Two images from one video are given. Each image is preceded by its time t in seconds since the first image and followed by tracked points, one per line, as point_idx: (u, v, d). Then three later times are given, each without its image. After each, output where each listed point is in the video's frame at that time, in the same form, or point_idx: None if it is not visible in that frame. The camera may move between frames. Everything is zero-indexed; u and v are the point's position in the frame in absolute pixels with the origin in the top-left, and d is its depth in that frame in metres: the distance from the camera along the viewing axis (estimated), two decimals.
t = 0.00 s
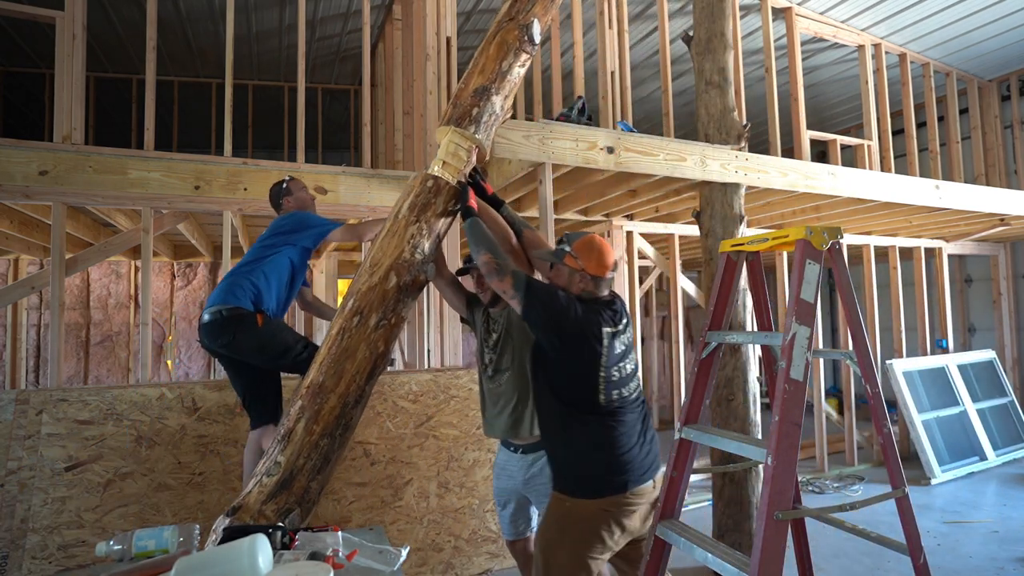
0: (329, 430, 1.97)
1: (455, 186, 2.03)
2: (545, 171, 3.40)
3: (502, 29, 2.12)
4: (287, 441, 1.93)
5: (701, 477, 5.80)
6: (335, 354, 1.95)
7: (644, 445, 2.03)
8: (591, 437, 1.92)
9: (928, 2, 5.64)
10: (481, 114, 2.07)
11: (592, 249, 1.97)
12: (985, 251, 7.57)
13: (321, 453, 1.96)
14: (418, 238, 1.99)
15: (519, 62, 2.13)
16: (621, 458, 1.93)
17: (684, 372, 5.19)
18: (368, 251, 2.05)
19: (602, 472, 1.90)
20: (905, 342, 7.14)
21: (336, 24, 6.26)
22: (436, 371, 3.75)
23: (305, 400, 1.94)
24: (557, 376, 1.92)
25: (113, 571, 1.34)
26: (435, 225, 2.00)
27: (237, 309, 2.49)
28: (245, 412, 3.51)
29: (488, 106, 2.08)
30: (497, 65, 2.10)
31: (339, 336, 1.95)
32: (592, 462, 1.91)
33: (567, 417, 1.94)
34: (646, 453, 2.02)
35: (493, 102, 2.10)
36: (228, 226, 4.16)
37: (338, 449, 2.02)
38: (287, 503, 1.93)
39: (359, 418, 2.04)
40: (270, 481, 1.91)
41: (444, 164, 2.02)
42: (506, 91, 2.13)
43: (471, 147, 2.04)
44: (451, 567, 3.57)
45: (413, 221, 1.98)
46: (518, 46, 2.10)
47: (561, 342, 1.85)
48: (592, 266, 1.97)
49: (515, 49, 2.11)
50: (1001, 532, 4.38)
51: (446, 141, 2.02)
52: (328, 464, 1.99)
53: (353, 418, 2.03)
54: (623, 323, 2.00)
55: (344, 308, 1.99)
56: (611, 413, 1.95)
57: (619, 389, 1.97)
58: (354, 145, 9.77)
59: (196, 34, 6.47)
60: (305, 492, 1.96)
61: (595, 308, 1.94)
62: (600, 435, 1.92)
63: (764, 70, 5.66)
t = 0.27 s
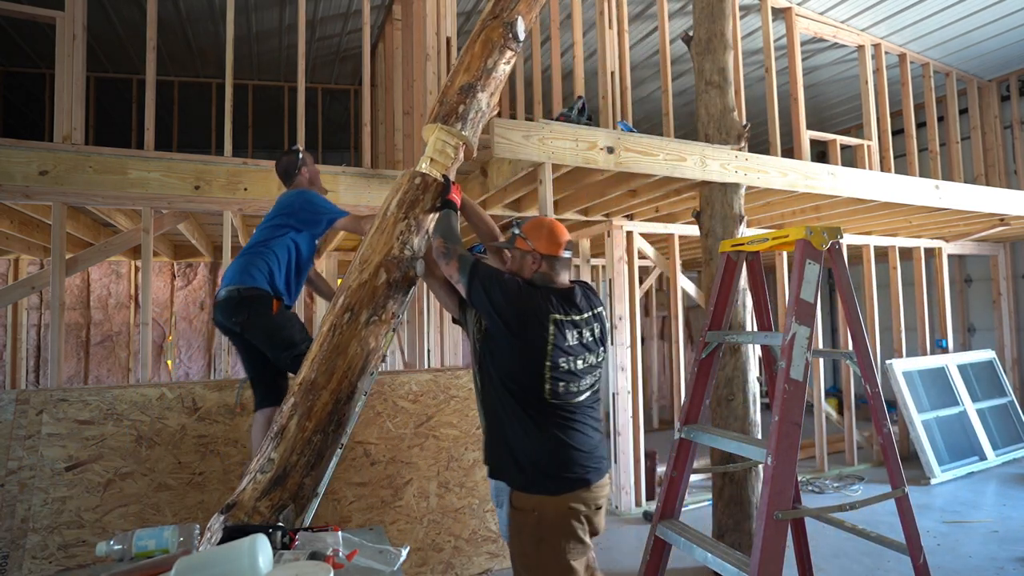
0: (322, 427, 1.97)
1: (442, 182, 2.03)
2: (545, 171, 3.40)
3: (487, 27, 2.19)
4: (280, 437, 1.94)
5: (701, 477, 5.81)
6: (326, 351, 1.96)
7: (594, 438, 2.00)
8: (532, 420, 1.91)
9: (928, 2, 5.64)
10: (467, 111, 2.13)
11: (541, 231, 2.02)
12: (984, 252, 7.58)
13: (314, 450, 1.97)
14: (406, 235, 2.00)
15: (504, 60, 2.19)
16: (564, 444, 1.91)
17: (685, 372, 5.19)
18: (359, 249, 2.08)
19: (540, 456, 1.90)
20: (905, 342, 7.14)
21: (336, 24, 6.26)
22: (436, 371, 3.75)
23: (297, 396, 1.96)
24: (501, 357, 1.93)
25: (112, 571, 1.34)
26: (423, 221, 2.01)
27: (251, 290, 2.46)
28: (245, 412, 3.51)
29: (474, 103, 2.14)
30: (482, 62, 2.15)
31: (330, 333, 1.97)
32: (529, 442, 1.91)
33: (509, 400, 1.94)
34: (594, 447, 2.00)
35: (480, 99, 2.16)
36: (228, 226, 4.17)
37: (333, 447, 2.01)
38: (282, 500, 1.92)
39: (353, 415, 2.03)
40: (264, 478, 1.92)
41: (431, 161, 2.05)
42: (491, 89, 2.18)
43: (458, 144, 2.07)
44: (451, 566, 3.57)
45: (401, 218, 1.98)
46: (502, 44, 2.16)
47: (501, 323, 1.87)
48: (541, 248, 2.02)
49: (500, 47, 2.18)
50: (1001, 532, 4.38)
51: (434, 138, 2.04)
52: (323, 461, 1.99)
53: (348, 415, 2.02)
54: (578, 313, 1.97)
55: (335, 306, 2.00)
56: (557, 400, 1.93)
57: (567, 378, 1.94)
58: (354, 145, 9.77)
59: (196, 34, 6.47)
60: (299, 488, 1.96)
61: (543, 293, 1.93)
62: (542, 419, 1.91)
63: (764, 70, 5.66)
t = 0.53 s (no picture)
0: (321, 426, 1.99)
1: (436, 183, 2.08)
2: (545, 171, 3.40)
3: (480, 32, 2.25)
4: (279, 436, 1.96)
5: (701, 477, 5.81)
6: (324, 351, 1.98)
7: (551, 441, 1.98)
8: (492, 413, 1.89)
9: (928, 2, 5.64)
10: (462, 114, 2.17)
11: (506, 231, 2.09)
12: (984, 252, 7.58)
13: (313, 448, 1.98)
14: (403, 235, 2.03)
15: (497, 64, 2.25)
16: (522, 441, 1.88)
17: (685, 373, 5.19)
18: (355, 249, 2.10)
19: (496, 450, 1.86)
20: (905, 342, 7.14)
21: (336, 24, 6.27)
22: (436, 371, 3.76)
23: (296, 395, 1.97)
24: (464, 353, 1.93)
25: (111, 571, 1.34)
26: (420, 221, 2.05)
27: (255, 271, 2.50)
28: (245, 412, 3.51)
29: (468, 106, 2.18)
30: (476, 66, 2.21)
31: (328, 333, 1.99)
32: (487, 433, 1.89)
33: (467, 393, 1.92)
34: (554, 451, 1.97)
35: (474, 102, 2.21)
36: (228, 226, 4.17)
37: (331, 445, 2.03)
38: (281, 498, 1.94)
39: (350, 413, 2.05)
40: (263, 476, 1.93)
41: (427, 162, 2.09)
42: (485, 91, 2.23)
43: (453, 145, 2.11)
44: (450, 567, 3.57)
45: (398, 219, 2.02)
46: (496, 47, 2.22)
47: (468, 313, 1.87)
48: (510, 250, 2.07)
49: (493, 50, 2.24)
50: (1001, 532, 4.38)
51: (429, 140, 2.09)
52: (322, 460, 2.00)
53: (346, 414, 2.04)
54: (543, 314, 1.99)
55: (332, 307, 2.02)
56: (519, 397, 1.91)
57: (531, 377, 1.93)
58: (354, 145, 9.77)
59: (196, 34, 6.47)
60: (297, 487, 1.98)
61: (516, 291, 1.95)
62: (503, 414, 1.89)
63: (764, 70, 5.66)
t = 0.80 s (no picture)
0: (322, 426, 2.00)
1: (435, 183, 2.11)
2: (545, 171, 3.40)
3: (480, 32, 2.26)
4: (279, 437, 1.96)
5: (701, 477, 5.81)
6: (325, 351, 1.97)
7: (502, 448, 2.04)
8: (449, 417, 1.93)
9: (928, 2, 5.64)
10: (461, 115, 2.23)
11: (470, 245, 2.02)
12: (984, 252, 7.58)
13: (314, 448, 1.99)
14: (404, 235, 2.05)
15: (497, 65, 2.29)
16: (478, 447, 1.92)
17: (685, 373, 5.19)
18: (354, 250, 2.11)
19: (453, 457, 1.88)
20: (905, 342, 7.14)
21: (336, 24, 6.27)
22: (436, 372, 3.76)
23: (297, 396, 1.96)
24: (426, 361, 1.96)
25: (111, 571, 1.34)
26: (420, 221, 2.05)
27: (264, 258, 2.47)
28: (245, 412, 3.52)
29: (467, 107, 2.24)
30: (476, 67, 2.25)
31: (328, 333, 1.98)
32: (442, 440, 1.90)
33: (422, 400, 1.94)
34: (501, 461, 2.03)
35: (474, 103, 2.26)
36: (228, 226, 4.17)
37: (331, 444, 2.04)
38: (283, 498, 1.96)
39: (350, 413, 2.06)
40: (264, 477, 1.94)
41: (426, 163, 2.13)
42: (485, 93, 2.28)
43: (452, 146, 2.15)
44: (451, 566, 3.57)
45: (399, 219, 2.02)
46: (496, 48, 2.24)
47: (433, 322, 1.91)
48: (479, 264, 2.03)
49: (493, 51, 2.26)
50: (1001, 532, 4.38)
51: (428, 141, 2.14)
52: (323, 459, 2.02)
53: (346, 413, 2.06)
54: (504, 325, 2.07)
55: (332, 307, 2.01)
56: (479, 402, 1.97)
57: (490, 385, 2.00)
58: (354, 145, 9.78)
59: (196, 34, 6.47)
60: (299, 487, 1.99)
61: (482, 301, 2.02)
62: (461, 419, 1.93)
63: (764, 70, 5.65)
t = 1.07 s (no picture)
0: (320, 426, 1.97)
1: (434, 180, 2.10)
2: (544, 171, 3.40)
3: (480, 26, 2.24)
4: (278, 436, 1.93)
5: (701, 477, 5.81)
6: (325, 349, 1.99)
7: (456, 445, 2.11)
8: (403, 437, 1.94)
9: (928, 2, 5.64)
10: (461, 110, 2.20)
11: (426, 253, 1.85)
12: (984, 252, 7.57)
13: (312, 447, 1.97)
14: (403, 233, 2.06)
15: (496, 59, 2.28)
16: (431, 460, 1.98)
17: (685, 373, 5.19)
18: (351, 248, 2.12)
19: (405, 471, 1.94)
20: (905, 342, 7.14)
21: (336, 24, 6.27)
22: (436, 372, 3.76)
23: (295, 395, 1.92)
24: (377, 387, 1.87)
25: (112, 571, 1.34)
26: (419, 219, 2.08)
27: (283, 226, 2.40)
28: (245, 412, 3.52)
29: (467, 102, 2.21)
30: (476, 62, 2.23)
31: (326, 331, 1.99)
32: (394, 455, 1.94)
33: (376, 418, 1.93)
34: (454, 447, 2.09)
35: (475, 97, 2.24)
36: (228, 226, 4.17)
37: (329, 445, 2.03)
38: (282, 499, 1.94)
39: (348, 412, 2.06)
40: (263, 477, 1.92)
41: (426, 159, 2.09)
42: (484, 88, 2.26)
43: (452, 142, 2.12)
44: (451, 566, 3.57)
45: (398, 217, 2.05)
46: (496, 42, 2.24)
47: (391, 364, 1.78)
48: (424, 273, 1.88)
49: (493, 46, 2.25)
50: (1001, 532, 4.38)
51: (427, 137, 2.10)
52: (321, 459, 2.01)
53: (344, 413, 2.04)
54: (462, 334, 2.02)
55: (330, 305, 2.02)
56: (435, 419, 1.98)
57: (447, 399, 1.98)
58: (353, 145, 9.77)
59: (196, 34, 6.47)
60: (297, 487, 1.98)
61: (443, 319, 1.94)
62: (413, 437, 1.95)
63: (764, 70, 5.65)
